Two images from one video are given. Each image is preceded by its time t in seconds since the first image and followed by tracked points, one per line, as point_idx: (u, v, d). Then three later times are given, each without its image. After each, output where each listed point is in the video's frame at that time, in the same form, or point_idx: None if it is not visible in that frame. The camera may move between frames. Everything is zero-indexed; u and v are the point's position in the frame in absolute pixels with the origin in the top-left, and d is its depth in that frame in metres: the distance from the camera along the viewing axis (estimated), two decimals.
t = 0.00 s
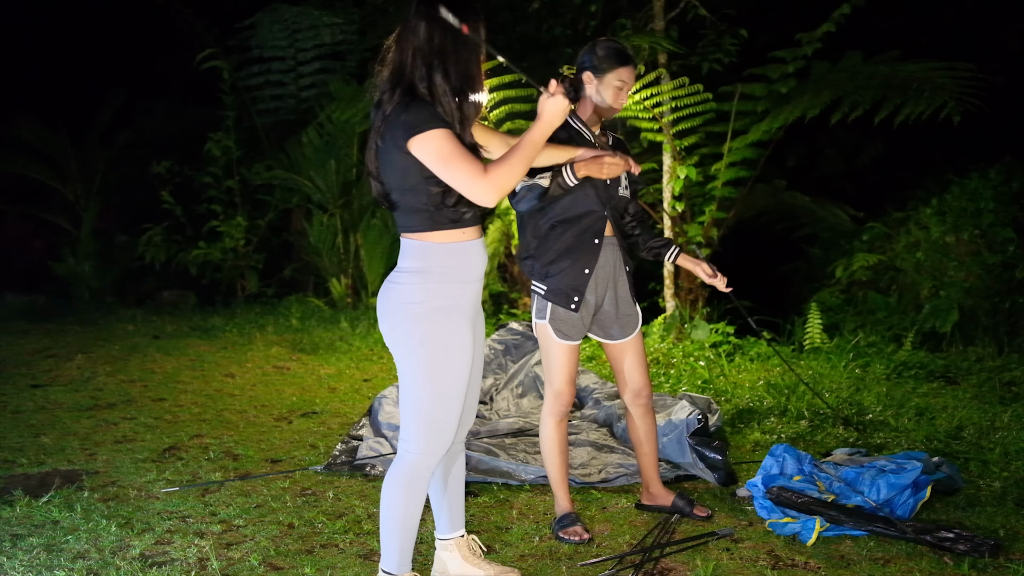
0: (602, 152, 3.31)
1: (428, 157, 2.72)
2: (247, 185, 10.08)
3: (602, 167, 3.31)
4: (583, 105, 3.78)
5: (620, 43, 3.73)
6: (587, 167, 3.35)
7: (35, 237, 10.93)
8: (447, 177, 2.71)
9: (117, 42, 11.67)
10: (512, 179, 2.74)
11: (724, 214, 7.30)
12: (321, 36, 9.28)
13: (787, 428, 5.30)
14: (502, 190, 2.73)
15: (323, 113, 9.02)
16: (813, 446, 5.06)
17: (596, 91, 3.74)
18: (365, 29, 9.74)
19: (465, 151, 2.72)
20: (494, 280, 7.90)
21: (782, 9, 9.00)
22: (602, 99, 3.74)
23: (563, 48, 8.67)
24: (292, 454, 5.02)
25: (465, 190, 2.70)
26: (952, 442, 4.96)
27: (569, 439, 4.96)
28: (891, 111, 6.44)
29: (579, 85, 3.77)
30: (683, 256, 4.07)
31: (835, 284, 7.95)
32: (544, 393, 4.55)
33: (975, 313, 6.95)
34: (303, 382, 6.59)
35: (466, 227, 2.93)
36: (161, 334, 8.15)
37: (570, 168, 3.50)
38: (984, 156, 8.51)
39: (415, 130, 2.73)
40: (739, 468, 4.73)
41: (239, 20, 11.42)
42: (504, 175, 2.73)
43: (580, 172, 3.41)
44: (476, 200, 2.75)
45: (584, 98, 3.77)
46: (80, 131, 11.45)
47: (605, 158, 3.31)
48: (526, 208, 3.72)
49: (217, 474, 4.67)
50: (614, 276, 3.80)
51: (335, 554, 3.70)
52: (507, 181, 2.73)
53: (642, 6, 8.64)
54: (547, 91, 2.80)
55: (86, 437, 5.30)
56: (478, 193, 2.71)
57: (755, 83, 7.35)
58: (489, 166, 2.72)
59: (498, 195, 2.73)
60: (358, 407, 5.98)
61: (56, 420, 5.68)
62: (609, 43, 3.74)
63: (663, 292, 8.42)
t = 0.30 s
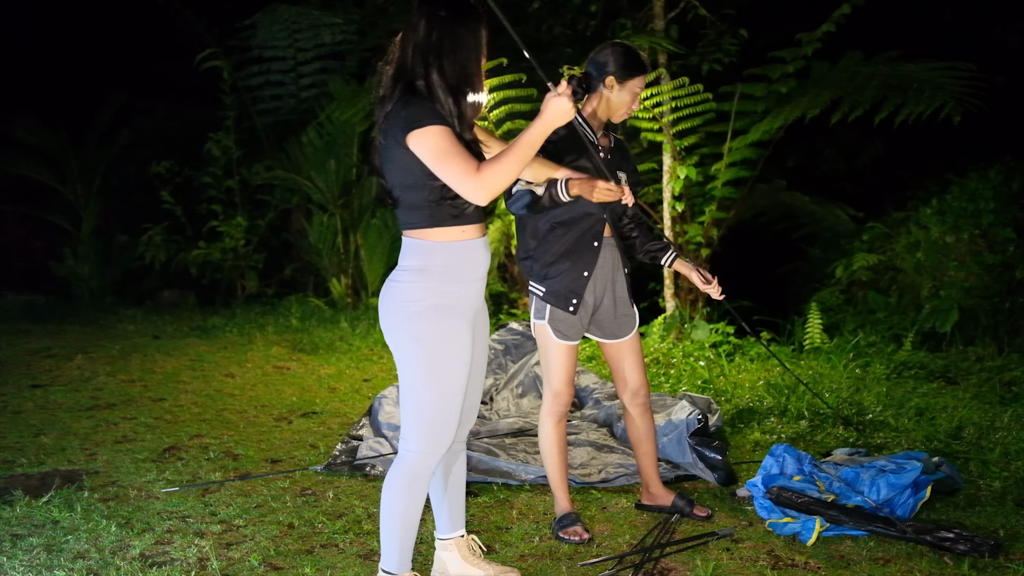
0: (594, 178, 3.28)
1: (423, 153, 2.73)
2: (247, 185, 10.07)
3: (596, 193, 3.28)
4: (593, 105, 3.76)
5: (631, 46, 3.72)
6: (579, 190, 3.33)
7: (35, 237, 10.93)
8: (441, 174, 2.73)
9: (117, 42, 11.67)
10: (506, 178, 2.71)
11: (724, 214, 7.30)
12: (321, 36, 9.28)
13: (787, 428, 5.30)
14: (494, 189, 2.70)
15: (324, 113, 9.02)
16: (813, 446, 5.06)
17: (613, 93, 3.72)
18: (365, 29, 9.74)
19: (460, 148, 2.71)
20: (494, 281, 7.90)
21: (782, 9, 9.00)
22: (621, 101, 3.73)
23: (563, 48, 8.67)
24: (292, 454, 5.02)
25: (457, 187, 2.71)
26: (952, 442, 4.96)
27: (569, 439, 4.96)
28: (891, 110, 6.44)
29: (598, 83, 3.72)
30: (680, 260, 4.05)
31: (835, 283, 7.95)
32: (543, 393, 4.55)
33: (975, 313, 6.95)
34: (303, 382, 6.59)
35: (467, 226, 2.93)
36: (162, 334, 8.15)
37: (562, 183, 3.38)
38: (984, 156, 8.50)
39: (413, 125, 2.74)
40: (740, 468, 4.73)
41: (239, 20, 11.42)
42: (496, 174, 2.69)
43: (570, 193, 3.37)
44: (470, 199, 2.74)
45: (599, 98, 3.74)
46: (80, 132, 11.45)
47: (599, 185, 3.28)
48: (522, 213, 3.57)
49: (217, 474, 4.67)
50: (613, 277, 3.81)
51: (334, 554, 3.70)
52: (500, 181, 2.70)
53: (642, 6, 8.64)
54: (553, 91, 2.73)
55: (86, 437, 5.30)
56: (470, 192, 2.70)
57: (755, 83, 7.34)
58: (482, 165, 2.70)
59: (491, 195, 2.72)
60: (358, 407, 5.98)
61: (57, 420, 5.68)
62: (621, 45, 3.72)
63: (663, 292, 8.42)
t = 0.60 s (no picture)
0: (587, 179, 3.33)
1: (420, 152, 2.74)
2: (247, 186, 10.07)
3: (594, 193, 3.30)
4: (596, 106, 3.77)
5: (636, 47, 3.72)
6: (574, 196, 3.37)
7: (35, 237, 10.93)
8: (437, 172, 2.73)
9: (117, 42, 11.67)
10: (501, 175, 2.70)
11: (724, 214, 7.30)
12: (321, 36, 9.28)
13: (787, 428, 5.30)
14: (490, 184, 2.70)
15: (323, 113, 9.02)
16: (813, 446, 5.06)
17: (617, 96, 3.73)
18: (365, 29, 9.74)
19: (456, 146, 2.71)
20: (494, 281, 7.90)
21: (782, 9, 9.00)
22: (625, 104, 3.74)
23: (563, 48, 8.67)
24: (292, 454, 5.02)
25: (453, 186, 2.71)
26: (952, 442, 4.96)
27: (569, 439, 4.96)
28: (891, 110, 6.44)
29: (603, 84, 3.73)
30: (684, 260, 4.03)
31: (835, 284, 7.95)
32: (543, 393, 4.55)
33: (975, 313, 6.95)
34: (303, 382, 6.59)
35: (470, 225, 2.93)
36: (162, 334, 8.15)
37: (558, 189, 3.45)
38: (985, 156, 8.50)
39: (412, 125, 2.75)
40: (740, 468, 4.73)
41: (239, 20, 11.43)
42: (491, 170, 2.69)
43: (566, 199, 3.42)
44: (467, 197, 2.73)
45: (603, 99, 3.76)
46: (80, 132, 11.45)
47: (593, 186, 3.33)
48: (521, 217, 3.62)
49: (217, 474, 4.67)
50: (612, 278, 3.81)
51: (334, 554, 3.70)
52: (495, 176, 2.68)
53: (642, 6, 8.64)
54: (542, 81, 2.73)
55: (86, 437, 5.31)
56: (464, 190, 2.70)
57: (755, 83, 7.35)
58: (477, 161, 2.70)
59: (486, 192, 2.70)
60: (358, 407, 5.98)
61: (56, 420, 5.68)
62: (626, 46, 3.72)
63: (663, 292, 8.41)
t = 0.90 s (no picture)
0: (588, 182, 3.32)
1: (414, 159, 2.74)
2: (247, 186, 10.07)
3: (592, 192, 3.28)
4: (598, 106, 3.78)
5: (639, 46, 3.69)
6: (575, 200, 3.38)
7: (35, 237, 10.93)
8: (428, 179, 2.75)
9: (117, 41, 11.67)
10: (485, 182, 2.72)
11: (724, 214, 7.30)
12: (321, 36, 9.28)
13: (787, 428, 5.30)
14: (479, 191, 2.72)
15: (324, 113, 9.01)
16: (813, 446, 5.06)
17: (619, 96, 3.72)
18: (366, 29, 9.74)
19: (440, 153, 2.72)
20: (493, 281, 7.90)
21: (783, 9, 8.99)
22: (628, 104, 3.74)
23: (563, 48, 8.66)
24: (292, 454, 5.02)
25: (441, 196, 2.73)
26: (952, 442, 4.96)
27: (570, 439, 4.96)
28: (891, 111, 6.43)
29: (605, 84, 3.73)
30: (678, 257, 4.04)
31: (835, 284, 7.95)
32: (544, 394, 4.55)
33: (975, 313, 6.95)
34: (303, 382, 6.59)
35: (475, 226, 2.93)
36: (162, 334, 8.15)
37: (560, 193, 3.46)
38: (985, 156, 8.51)
39: (414, 127, 2.74)
40: (740, 468, 4.73)
41: (239, 20, 11.42)
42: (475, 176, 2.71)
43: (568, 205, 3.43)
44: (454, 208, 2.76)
45: (606, 99, 3.76)
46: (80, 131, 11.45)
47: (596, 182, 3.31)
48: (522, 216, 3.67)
49: (217, 474, 4.67)
50: (613, 278, 3.80)
51: (334, 554, 3.70)
52: (478, 186, 2.71)
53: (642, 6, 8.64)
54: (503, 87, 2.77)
55: (86, 437, 5.31)
56: (451, 200, 2.72)
57: (755, 83, 7.35)
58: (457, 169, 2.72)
59: (471, 203, 2.73)
60: (358, 407, 5.98)
61: (56, 419, 5.68)
62: (630, 45, 3.70)
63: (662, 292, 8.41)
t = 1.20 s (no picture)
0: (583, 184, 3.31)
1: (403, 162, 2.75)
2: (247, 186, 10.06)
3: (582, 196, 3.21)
4: (599, 106, 3.79)
5: (640, 47, 3.70)
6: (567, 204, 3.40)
7: (35, 237, 10.93)
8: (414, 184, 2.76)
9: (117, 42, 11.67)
10: (465, 195, 2.71)
11: (724, 214, 7.30)
12: (321, 36, 9.28)
13: (787, 428, 5.30)
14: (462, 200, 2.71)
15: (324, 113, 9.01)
16: (813, 446, 5.06)
17: (620, 96, 3.72)
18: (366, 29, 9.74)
19: (426, 159, 2.71)
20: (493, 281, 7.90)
21: (783, 9, 8.99)
22: (629, 104, 3.74)
23: (563, 48, 8.67)
24: (292, 454, 5.02)
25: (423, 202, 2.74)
26: (952, 442, 4.96)
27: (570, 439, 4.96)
28: (891, 110, 6.43)
29: (606, 85, 3.73)
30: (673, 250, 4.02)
31: (835, 284, 7.95)
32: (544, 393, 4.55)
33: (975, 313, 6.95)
34: (303, 382, 6.60)
35: (477, 227, 2.94)
36: (162, 334, 8.15)
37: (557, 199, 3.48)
38: (985, 157, 8.51)
39: (411, 129, 2.73)
40: (739, 468, 4.73)
41: (239, 20, 11.42)
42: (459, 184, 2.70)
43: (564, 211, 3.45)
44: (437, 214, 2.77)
45: (606, 99, 3.76)
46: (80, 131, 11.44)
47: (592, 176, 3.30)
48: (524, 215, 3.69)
49: (217, 474, 4.67)
50: (615, 278, 3.81)
51: (334, 554, 3.70)
52: (459, 197, 2.70)
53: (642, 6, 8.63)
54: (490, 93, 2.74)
55: (86, 437, 5.31)
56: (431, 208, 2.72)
57: (755, 83, 7.35)
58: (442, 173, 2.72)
59: (453, 213, 2.72)
60: (358, 407, 5.98)
61: (57, 420, 5.67)
62: (630, 46, 3.70)
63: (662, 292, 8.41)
